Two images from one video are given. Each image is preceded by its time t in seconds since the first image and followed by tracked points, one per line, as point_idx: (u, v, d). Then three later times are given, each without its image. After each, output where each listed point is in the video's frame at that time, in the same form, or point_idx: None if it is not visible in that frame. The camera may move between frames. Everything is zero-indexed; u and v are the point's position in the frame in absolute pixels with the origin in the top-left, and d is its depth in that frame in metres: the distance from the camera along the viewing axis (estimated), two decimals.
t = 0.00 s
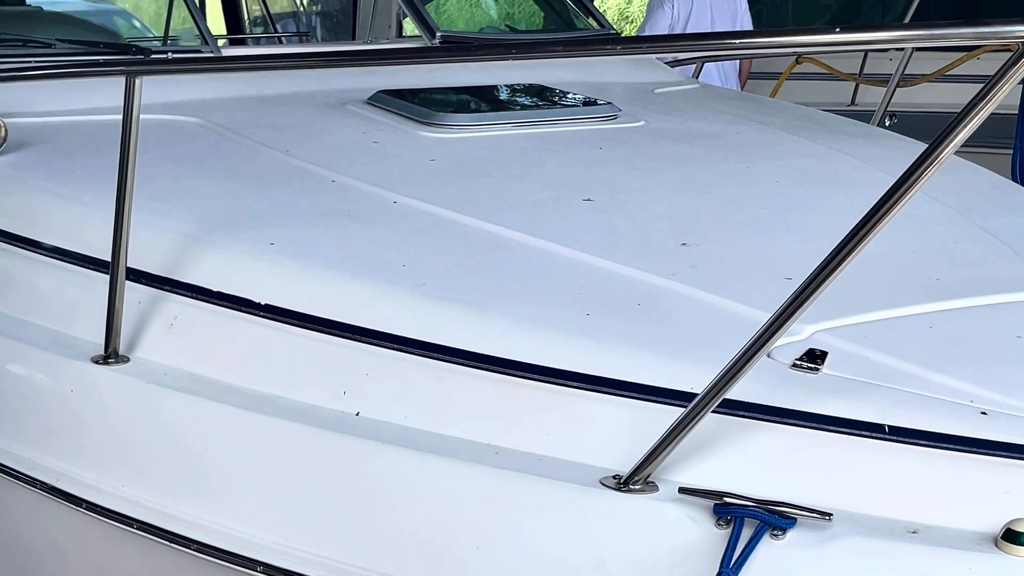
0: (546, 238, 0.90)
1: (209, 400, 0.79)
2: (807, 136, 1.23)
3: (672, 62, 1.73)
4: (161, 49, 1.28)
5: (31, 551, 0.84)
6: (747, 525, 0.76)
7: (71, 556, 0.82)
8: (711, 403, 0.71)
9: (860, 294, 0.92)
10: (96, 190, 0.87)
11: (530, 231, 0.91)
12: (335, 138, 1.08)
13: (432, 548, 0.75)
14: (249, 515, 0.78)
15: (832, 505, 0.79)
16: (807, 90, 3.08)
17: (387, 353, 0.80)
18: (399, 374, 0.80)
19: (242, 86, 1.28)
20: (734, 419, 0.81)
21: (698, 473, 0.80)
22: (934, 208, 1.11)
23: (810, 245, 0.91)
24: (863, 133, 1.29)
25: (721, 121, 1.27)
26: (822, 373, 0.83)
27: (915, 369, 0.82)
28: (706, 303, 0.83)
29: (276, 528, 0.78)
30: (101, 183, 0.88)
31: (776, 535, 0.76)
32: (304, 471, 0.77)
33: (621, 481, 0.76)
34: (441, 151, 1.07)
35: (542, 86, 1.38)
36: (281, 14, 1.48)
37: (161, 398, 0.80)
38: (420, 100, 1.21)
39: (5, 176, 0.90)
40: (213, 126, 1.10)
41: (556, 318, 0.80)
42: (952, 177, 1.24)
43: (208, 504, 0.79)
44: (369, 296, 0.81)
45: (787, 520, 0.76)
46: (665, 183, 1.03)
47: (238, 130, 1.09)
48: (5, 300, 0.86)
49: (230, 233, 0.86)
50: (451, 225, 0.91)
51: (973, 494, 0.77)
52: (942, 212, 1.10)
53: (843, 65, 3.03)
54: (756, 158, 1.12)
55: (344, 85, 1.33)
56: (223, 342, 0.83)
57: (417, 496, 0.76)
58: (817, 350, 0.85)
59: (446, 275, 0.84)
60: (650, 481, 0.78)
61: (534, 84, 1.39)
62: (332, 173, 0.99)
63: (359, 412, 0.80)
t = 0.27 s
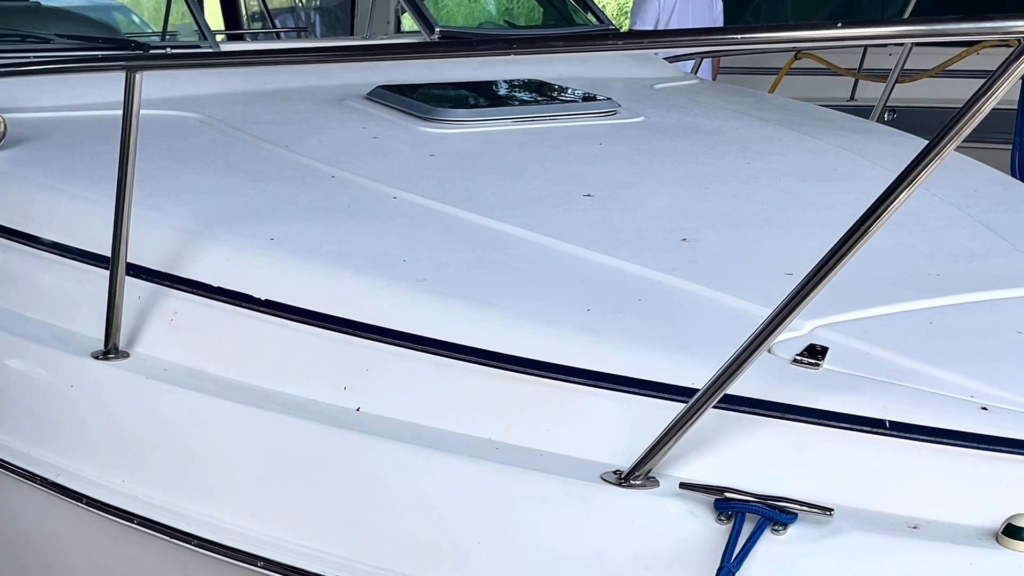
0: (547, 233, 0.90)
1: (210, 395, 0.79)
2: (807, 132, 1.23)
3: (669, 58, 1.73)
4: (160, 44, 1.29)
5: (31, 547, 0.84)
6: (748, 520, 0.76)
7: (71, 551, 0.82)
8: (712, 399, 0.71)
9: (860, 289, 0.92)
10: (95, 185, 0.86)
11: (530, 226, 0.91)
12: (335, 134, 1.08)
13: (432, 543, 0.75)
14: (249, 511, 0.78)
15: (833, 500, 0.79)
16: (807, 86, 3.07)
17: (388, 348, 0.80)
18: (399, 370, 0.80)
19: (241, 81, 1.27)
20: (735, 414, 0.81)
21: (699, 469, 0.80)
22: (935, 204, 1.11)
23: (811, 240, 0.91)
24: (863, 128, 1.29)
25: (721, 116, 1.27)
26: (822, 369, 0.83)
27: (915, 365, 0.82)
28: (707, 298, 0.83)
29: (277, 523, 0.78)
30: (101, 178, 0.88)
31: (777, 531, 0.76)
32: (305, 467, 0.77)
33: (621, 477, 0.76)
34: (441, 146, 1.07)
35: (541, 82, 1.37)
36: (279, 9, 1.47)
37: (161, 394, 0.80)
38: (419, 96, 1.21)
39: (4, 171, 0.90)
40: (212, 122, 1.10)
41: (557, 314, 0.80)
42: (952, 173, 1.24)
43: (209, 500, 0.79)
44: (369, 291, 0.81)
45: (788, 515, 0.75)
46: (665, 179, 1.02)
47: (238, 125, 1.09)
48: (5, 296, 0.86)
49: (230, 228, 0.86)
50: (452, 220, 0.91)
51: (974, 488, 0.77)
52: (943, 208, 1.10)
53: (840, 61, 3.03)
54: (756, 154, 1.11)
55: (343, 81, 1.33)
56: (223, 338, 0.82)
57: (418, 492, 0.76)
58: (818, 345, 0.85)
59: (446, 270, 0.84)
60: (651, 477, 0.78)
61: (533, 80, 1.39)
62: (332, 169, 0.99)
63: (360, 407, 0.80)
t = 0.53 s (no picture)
0: (545, 231, 0.93)
1: (222, 387, 0.83)
2: (797, 134, 1.26)
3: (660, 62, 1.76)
4: (174, 49, 1.33)
5: (48, 533, 0.87)
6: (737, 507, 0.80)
7: (88, 537, 0.85)
8: (702, 390, 0.74)
9: (847, 286, 0.95)
10: (110, 184, 0.90)
11: (529, 225, 0.94)
12: (339, 136, 1.11)
13: (436, 528, 0.79)
14: (259, 498, 0.82)
15: (819, 487, 0.82)
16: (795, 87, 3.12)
17: (392, 341, 0.83)
18: (403, 362, 0.83)
19: (248, 84, 1.30)
20: (726, 405, 0.85)
21: (691, 458, 0.83)
22: (920, 204, 1.14)
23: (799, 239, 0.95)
24: (852, 131, 1.33)
25: (714, 119, 1.31)
26: (810, 361, 0.86)
27: (899, 358, 0.86)
28: (698, 293, 0.86)
29: (286, 510, 0.81)
30: (116, 178, 0.91)
31: (765, 517, 0.79)
32: (312, 456, 0.81)
33: (616, 465, 0.79)
34: (442, 148, 1.11)
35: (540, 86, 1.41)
36: (287, 15, 1.42)
37: (175, 385, 0.83)
38: (421, 99, 1.25)
39: (22, 171, 0.93)
40: (220, 124, 1.13)
41: (555, 308, 0.84)
42: (938, 174, 1.28)
43: (220, 487, 0.82)
44: (375, 287, 0.85)
45: (776, 502, 0.79)
46: (660, 179, 1.06)
47: (244, 127, 1.13)
48: (22, 291, 0.89)
49: (240, 226, 0.89)
50: (453, 219, 0.94)
51: (953, 476, 0.81)
52: (928, 207, 1.13)
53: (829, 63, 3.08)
54: (748, 155, 1.15)
55: (347, 84, 1.36)
56: (234, 332, 0.86)
57: (422, 479, 0.79)
58: (805, 339, 0.88)
59: (448, 267, 0.87)
60: (645, 465, 0.82)
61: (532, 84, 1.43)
62: (338, 169, 1.02)
63: (365, 398, 0.83)
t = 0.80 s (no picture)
0: (541, 232, 1.02)
1: (246, 373, 0.91)
2: (775, 144, 1.35)
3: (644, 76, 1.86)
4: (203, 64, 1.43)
5: (87, 507, 0.94)
6: (715, 483, 0.88)
7: (124, 510, 0.93)
8: (683, 375, 0.83)
9: (819, 282, 1.04)
10: (145, 189, 0.98)
11: (527, 226, 1.03)
12: (349, 144, 1.20)
13: (441, 501, 0.87)
14: (279, 475, 0.89)
15: (790, 465, 0.90)
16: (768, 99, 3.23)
17: (401, 332, 0.92)
18: (412, 351, 0.91)
19: (264, 96, 1.39)
20: (704, 390, 0.93)
21: (673, 439, 0.92)
22: (889, 207, 1.23)
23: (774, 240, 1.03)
24: (827, 140, 1.42)
25: (698, 129, 1.40)
26: (781, 351, 0.95)
27: (862, 347, 0.94)
28: (680, 289, 0.95)
29: (304, 486, 0.89)
30: (149, 183, 1.00)
31: (740, 493, 0.87)
32: (329, 435, 0.89)
33: (605, 445, 0.88)
34: (446, 156, 1.19)
35: (537, 98, 1.50)
36: (305, 34, 1.53)
37: (204, 371, 0.91)
38: (426, 110, 1.34)
39: (63, 176, 1.01)
40: (239, 134, 1.22)
41: (549, 302, 0.92)
42: (907, 180, 1.36)
43: (245, 465, 0.89)
44: (386, 282, 0.93)
45: (751, 478, 0.87)
46: (647, 185, 1.15)
47: (261, 137, 1.21)
48: (63, 285, 0.97)
49: (262, 227, 0.98)
50: (457, 221, 1.03)
51: (913, 455, 0.89)
52: (897, 211, 1.22)
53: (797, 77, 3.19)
54: (730, 163, 1.24)
55: (355, 96, 1.45)
56: (257, 323, 0.94)
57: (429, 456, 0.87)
58: (777, 331, 0.97)
59: (453, 265, 0.96)
60: (632, 446, 0.90)
61: (530, 96, 1.52)
62: (351, 175, 1.11)
63: (377, 383, 0.91)
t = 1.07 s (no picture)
0: (542, 231, 1.11)
1: (273, 359, 1.00)
2: (758, 151, 1.45)
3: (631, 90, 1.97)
4: (233, 81, 1.57)
5: (129, 482, 1.03)
6: (701, 460, 0.95)
7: (161, 484, 1.02)
8: (675, 358, 0.91)
9: (797, 277, 1.13)
10: (180, 191, 1.08)
11: (529, 226, 1.12)
12: (363, 151, 1.29)
13: (451, 474, 0.95)
14: (304, 452, 0.97)
15: (769, 443, 0.98)
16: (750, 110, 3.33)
17: (415, 321, 1.01)
18: (424, 339, 1.00)
19: (282, 106, 1.49)
20: (691, 374, 1.02)
21: (662, 419, 1.00)
22: (864, 210, 1.32)
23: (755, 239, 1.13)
24: (807, 149, 1.52)
25: (687, 138, 1.49)
26: (761, 339, 1.04)
27: (834, 336, 1.04)
28: (668, 282, 1.04)
29: (326, 462, 0.97)
30: (184, 186, 1.09)
31: (724, 468, 0.95)
32: (349, 415, 0.97)
33: (601, 425, 0.96)
34: (453, 161, 1.28)
35: (537, 109, 1.60)
36: (324, 52, 1.68)
37: (235, 357, 1.00)
38: (434, 120, 1.43)
39: (106, 180, 1.11)
40: (261, 141, 1.32)
41: (549, 294, 1.01)
42: (882, 186, 1.46)
43: (271, 442, 0.98)
44: (400, 277, 1.02)
45: (734, 454, 0.95)
46: (640, 189, 1.24)
47: (282, 144, 1.31)
48: (106, 280, 1.06)
49: (287, 227, 1.07)
50: (465, 221, 1.12)
51: (883, 435, 0.97)
52: (871, 213, 1.31)
53: (773, 89, 3.29)
54: (717, 169, 1.33)
55: (367, 107, 1.54)
56: (282, 314, 1.03)
57: (440, 434, 0.95)
58: (757, 321, 1.06)
59: (461, 261, 1.05)
60: (625, 426, 0.98)
61: (530, 107, 1.61)
62: (366, 180, 1.20)
63: (392, 368, 1.00)
